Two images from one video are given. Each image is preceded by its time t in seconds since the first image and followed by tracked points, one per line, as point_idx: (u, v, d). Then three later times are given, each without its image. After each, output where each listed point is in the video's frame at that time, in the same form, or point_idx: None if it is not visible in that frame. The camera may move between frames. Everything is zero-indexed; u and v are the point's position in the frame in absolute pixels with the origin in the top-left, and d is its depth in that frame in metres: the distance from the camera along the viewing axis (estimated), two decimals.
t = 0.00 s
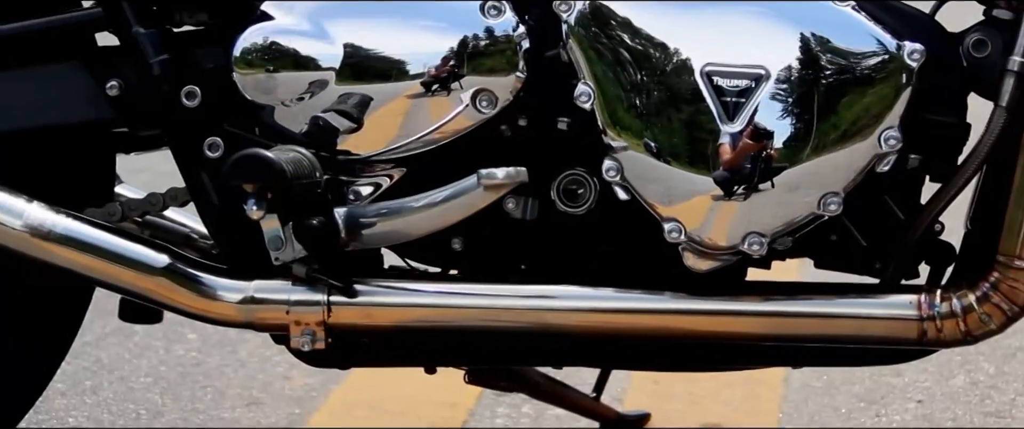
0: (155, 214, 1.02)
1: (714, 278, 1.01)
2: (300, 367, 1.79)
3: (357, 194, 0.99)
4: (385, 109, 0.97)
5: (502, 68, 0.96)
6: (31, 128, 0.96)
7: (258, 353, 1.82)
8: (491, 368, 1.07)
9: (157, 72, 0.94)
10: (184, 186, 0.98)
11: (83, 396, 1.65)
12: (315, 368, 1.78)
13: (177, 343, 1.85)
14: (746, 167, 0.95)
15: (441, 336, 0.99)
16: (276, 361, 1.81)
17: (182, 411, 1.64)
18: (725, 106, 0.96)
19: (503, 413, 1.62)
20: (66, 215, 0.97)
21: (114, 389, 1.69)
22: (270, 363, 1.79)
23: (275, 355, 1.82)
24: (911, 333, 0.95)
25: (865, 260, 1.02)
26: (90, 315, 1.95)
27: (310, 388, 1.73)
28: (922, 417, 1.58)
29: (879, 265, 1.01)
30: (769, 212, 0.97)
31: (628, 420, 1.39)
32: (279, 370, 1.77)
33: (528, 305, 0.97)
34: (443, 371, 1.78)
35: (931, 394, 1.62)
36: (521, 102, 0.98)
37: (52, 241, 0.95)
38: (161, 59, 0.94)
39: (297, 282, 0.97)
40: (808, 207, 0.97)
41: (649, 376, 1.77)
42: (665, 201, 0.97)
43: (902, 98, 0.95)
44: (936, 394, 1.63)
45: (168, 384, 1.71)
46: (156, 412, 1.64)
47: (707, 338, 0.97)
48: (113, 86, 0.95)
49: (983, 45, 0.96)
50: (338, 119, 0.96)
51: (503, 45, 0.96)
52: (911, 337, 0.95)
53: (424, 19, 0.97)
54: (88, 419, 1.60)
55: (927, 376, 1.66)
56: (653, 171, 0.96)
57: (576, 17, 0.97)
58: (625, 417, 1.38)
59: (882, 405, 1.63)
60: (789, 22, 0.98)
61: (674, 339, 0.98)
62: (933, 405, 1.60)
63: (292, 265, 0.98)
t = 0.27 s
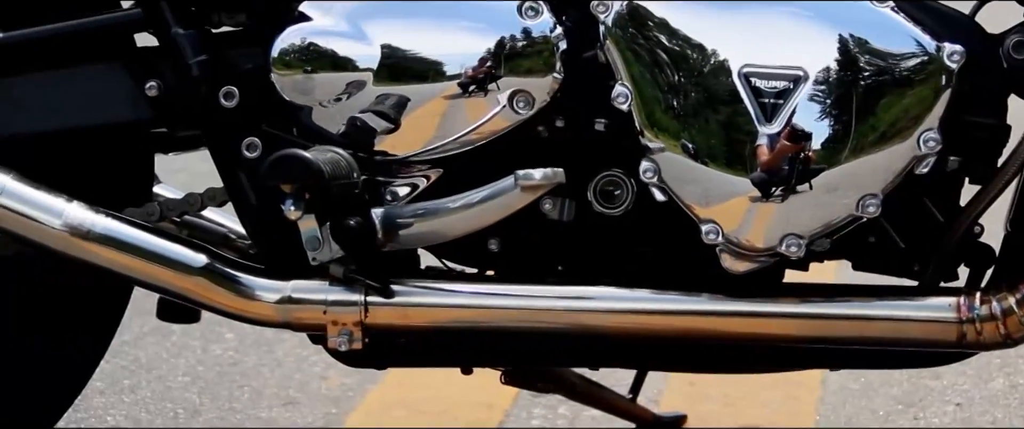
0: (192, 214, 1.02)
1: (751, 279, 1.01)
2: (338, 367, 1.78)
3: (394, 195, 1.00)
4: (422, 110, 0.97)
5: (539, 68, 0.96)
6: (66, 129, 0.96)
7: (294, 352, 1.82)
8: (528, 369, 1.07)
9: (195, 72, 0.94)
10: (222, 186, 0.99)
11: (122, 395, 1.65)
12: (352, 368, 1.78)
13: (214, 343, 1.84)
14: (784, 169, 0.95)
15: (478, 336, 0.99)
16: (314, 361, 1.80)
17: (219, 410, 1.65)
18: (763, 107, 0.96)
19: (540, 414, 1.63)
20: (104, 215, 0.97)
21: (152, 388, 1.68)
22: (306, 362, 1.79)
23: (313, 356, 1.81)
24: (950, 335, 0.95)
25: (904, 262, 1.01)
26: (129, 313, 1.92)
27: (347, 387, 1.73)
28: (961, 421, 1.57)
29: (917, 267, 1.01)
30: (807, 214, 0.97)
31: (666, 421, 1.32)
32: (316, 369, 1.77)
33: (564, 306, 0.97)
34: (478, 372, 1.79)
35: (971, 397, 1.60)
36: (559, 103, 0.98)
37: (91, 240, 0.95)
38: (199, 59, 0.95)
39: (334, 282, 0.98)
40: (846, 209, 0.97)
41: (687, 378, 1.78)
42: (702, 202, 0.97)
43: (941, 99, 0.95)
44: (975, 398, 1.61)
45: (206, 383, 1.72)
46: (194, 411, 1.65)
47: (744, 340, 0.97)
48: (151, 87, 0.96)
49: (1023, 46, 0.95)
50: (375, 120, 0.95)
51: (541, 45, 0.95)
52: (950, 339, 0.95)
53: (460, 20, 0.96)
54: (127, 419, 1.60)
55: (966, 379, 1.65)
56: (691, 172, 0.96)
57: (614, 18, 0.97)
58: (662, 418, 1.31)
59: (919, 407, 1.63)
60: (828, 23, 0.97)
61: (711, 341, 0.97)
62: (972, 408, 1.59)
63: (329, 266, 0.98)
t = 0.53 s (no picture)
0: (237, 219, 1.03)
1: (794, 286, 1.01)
2: (380, 372, 1.81)
3: (438, 200, 1.00)
4: (466, 115, 0.97)
5: (583, 75, 0.96)
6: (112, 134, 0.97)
7: (337, 357, 1.84)
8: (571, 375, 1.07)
9: (241, 78, 0.95)
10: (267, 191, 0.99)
11: (167, 399, 1.68)
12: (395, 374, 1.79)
13: (257, 347, 1.87)
14: (830, 175, 0.95)
15: (521, 342, 0.98)
16: (356, 366, 1.82)
17: (262, 414, 1.65)
18: (809, 114, 0.95)
19: (583, 419, 1.63)
20: (149, 219, 0.97)
21: (197, 391, 1.71)
22: (350, 367, 1.82)
23: (354, 361, 1.83)
24: (997, 344, 0.94)
25: (950, 269, 1.02)
26: (176, 317, 1.99)
27: (389, 392, 1.73)
28: None
29: (963, 274, 1.01)
30: (852, 221, 0.97)
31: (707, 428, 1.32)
32: (358, 375, 1.79)
33: (608, 312, 0.97)
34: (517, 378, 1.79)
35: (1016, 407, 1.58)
36: (603, 109, 0.98)
37: (137, 245, 0.96)
38: (246, 64, 0.96)
39: (377, 287, 0.98)
40: (892, 216, 0.96)
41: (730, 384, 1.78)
42: (747, 208, 0.96)
43: (987, 106, 0.95)
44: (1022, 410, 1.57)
45: (250, 387, 1.74)
46: (238, 415, 1.65)
47: (789, 348, 0.96)
48: (198, 92, 0.96)
49: None
50: (419, 125, 0.96)
51: (586, 51, 0.95)
52: (997, 347, 0.95)
53: (504, 25, 0.96)
54: (170, 421, 1.62)
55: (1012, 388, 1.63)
56: (736, 178, 0.96)
57: (659, 24, 0.96)
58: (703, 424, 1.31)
59: (965, 414, 1.62)
60: (875, 28, 0.95)
61: (755, 347, 0.97)
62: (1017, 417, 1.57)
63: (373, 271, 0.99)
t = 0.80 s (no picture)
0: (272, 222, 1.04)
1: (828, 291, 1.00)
2: (413, 376, 1.81)
3: (471, 204, 1.00)
4: (500, 119, 0.97)
5: (618, 78, 0.96)
6: (146, 137, 0.97)
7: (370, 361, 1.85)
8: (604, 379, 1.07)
9: (277, 81, 0.95)
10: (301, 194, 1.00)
11: (200, 401, 1.69)
12: (427, 377, 1.79)
13: (290, 350, 1.89)
14: (864, 179, 0.94)
15: (555, 346, 0.99)
16: (389, 369, 1.82)
17: (297, 417, 1.65)
18: (843, 118, 0.95)
19: (615, 423, 1.63)
20: (184, 222, 0.97)
21: (230, 395, 1.72)
22: (384, 372, 1.81)
23: (387, 365, 1.83)
24: None
25: (984, 274, 1.02)
26: (210, 321, 2.02)
27: (423, 396, 1.74)
28: None
29: (999, 280, 1.01)
30: (888, 226, 0.96)
31: None
32: (391, 378, 1.80)
33: (641, 316, 0.96)
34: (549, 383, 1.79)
35: None
36: (638, 112, 0.98)
37: (172, 248, 0.96)
38: (281, 68, 0.95)
39: (411, 290, 0.98)
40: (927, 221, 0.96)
41: (764, 390, 1.79)
42: (781, 212, 0.96)
43: None
44: None
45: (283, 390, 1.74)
46: (271, 418, 1.65)
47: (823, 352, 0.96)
48: (233, 95, 0.97)
49: None
50: (453, 129, 0.97)
51: (620, 55, 0.95)
52: None
53: (538, 29, 0.96)
54: (204, 423, 1.62)
55: None
56: (771, 182, 0.96)
57: (694, 27, 0.96)
58: None
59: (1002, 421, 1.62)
60: (910, 32, 0.95)
61: (789, 352, 0.97)
62: None
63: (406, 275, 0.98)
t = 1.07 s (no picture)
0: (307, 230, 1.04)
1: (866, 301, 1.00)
2: (448, 384, 1.81)
3: (507, 213, 1.00)
4: (537, 127, 0.97)
5: (654, 87, 0.95)
6: (185, 145, 0.98)
7: (406, 368, 1.85)
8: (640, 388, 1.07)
9: (314, 89, 0.95)
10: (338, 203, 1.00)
11: (237, 408, 1.71)
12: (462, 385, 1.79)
13: (327, 358, 1.88)
14: (903, 189, 0.94)
15: (591, 354, 0.99)
16: (424, 377, 1.83)
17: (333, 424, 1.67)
18: (882, 127, 0.94)
19: None
20: (222, 229, 0.98)
21: (267, 402, 1.73)
22: (419, 380, 1.81)
23: (422, 373, 1.83)
24: None
25: None
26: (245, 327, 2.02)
27: (458, 404, 1.74)
28: None
29: None
30: (927, 235, 0.96)
31: None
32: (427, 386, 1.79)
33: (678, 325, 0.96)
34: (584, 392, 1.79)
35: None
36: (675, 120, 0.98)
37: (210, 255, 0.96)
38: (318, 76, 0.96)
39: (447, 299, 0.98)
40: (966, 231, 0.96)
41: (801, 399, 1.80)
42: (819, 222, 0.96)
43: None
44: None
45: (320, 396, 1.75)
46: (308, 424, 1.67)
47: (861, 363, 0.96)
48: (271, 104, 0.97)
49: None
50: (489, 137, 0.97)
51: (656, 64, 0.95)
52: None
53: (574, 37, 0.95)
54: None
55: None
56: (809, 192, 0.95)
57: (732, 36, 0.95)
58: None
59: None
60: (950, 41, 0.93)
61: (827, 362, 0.96)
62: None
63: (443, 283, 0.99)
